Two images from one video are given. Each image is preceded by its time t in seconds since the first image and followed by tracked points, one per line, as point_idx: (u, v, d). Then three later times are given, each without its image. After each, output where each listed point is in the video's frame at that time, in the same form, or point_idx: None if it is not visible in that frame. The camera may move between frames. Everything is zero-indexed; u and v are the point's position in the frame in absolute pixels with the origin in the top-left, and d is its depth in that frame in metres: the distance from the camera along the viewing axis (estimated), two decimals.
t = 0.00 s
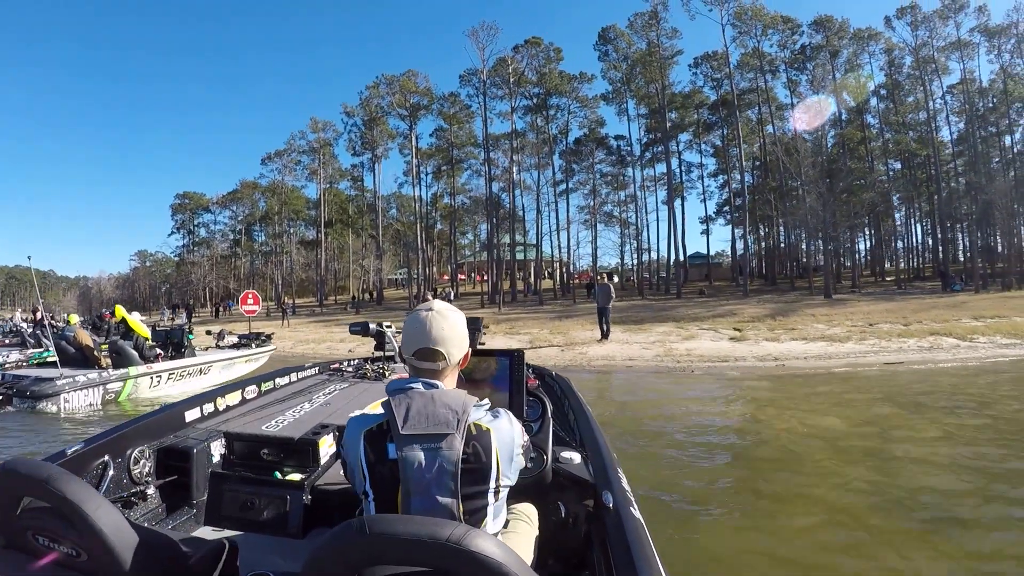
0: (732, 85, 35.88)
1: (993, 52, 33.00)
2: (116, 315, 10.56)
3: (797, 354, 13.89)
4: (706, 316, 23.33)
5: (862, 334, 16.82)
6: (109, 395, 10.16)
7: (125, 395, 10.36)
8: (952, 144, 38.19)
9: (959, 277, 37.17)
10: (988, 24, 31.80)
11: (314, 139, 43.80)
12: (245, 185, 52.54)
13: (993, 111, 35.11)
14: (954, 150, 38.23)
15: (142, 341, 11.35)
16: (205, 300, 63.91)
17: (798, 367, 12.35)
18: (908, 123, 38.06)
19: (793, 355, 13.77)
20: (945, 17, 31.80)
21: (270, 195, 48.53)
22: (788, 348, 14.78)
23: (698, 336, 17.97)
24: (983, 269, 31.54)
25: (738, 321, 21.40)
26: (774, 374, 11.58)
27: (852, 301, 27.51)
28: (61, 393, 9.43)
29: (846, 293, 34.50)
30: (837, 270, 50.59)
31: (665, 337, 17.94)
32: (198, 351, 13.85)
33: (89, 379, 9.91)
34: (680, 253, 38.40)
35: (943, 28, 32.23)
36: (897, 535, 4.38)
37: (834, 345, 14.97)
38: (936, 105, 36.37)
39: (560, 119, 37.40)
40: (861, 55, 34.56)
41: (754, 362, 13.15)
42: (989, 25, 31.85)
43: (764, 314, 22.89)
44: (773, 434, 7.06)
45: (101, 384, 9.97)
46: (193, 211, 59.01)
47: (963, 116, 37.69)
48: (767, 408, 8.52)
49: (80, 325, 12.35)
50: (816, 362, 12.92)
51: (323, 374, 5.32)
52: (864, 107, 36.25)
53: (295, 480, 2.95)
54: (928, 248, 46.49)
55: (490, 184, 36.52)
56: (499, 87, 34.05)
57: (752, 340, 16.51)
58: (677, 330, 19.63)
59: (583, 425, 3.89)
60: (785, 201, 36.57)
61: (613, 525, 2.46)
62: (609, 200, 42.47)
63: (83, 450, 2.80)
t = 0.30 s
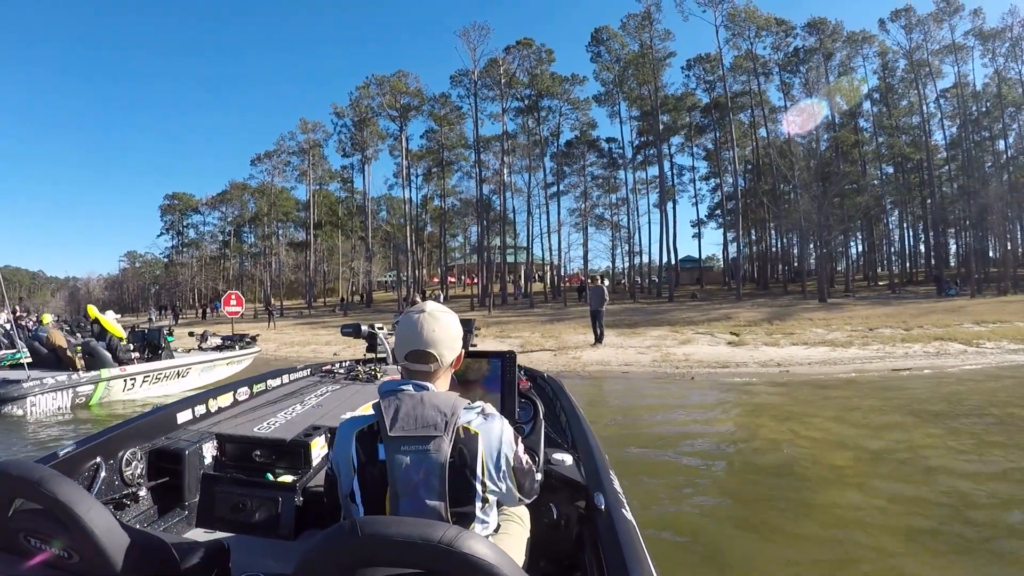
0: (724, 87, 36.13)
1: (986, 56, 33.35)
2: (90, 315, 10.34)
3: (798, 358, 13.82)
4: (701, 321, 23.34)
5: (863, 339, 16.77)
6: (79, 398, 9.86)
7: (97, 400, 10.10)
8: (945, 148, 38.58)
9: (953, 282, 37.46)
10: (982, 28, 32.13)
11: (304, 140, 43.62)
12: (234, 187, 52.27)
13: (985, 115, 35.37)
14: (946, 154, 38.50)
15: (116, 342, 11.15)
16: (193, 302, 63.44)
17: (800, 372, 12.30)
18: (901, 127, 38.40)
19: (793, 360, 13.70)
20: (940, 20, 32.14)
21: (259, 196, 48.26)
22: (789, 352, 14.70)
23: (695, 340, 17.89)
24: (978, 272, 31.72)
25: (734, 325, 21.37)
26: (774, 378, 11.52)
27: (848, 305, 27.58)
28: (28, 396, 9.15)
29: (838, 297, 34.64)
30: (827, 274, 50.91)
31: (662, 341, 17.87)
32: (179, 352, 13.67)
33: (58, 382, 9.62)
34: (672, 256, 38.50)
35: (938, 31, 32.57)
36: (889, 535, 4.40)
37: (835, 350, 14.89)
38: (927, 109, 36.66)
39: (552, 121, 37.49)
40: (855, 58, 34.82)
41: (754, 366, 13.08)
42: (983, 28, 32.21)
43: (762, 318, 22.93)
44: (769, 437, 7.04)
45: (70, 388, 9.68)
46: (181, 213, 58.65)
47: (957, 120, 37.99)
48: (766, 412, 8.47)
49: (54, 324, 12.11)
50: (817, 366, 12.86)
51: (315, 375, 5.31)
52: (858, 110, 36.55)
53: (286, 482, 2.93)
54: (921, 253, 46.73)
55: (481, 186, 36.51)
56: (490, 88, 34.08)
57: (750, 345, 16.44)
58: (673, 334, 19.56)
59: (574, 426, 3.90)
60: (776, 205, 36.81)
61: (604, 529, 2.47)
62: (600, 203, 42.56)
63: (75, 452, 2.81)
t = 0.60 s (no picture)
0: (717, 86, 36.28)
1: (981, 51, 33.62)
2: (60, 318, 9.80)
3: (805, 358, 13.57)
4: (701, 320, 23.37)
5: (869, 337, 16.54)
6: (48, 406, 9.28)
7: (68, 408, 9.58)
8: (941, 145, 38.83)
9: (951, 279, 37.67)
10: (977, 22, 32.38)
11: (296, 142, 43.49)
12: (226, 190, 52.04)
13: (980, 110, 35.52)
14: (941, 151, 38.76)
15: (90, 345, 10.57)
16: (186, 306, 63.09)
17: (807, 371, 12.06)
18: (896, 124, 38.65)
19: (800, 360, 13.44)
20: (934, 15, 32.39)
21: (251, 199, 48.05)
22: (795, 351, 14.45)
23: (697, 340, 17.66)
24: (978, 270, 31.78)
25: (735, 325, 21.20)
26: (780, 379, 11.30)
27: (847, 303, 27.68)
28: None
29: (836, 295, 34.74)
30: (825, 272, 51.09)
31: (663, 342, 17.69)
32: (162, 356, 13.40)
33: (25, 389, 8.95)
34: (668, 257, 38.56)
35: (932, 26, 32.83)
36: (884, 537, 4.41)
37: (842, 348, 14.65)
38: (921, 105, 36.85)
39: (545, 119, 37.54)
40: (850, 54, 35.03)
41: (761, 366, 12.84)
42: (977, 23, 32.49)
43: (763, 317, 22.95)
44: (768, 439, 7.01)
45: (39, 395, 9.08)
46: (173, 216, 58.38)
47: (951, 116, 38.26)
48: (770, 413, 8.36)
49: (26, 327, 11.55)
50: (825, 365, 12.62)
51: (309, 375, 5.30)
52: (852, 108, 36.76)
53: (282, 481, 2.93)
54: (918, 249, 46.82)
55: (475, 187, 36.50)
56: (483, 87, 34.10)
57: (754, 344, 16.21)
58: (674, 335, 19.40)
59: (570, 427, 3.90)
60: (770, 204, 36.95)
61: (599, 527, 2.48)
62: (595, 203, 42.63)
63: (69, 452, 2.81)
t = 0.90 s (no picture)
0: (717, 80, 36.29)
1: (983, 42, 33.62)
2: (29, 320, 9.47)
3: (825, 353, 12.77)
4: (707, 316, 23.26)
5: (885, 330, 15.97)
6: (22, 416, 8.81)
7: (44, 416, 9.11)
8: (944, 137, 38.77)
9: (958, 272, 37.52)
10: (979, 12, 32.35)
11: (295, 143, 43.50)
12: (225, 193, 52.03)
13: (983, 102, 35.46)
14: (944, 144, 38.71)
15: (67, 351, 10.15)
16: (186, 309, 63.05)
17: (830, 368, 11.21)
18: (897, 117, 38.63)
19: (819, 355, 12.59)
20: (936, 6, 32.40)
21: (251, 202, 48.05)
22: (811, 347, 13.68)
23: (705, 336, 17.29)
24: (985, 263, 31.62)
25: (742, 321, 21.11)
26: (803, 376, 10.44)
27: (855, 297, 27.57)
28: None
29: (842, 290, 34.67)
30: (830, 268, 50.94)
31: (669, 339, 17.14)
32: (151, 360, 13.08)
33: None
34: (672, 254, 38.53)
35: (934, 17, 32.89)
36: (886, 525, 4.40)
37: (859, 343, 13.92)
38: (923, 97, 36.75)
39: (544, 116, 37.58)
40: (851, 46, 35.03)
41: (777, 363, 12.03)
42: (979, 13, 32.51)
43: (771, 312, 22.84)
44: (772, 432, 6.90)
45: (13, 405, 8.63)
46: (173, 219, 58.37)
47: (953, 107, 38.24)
48: (779, 408, 8.16)
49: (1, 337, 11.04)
50: (849, 361, 11.77)
51: (309, 375, 5.30)
52: (852, 102, 36.76)
53: (282, 482, 2.94)
54: (924, 243, 46.60)
55: (475, 185, 36.47)
56: (481, 85, 34.10)
57: (766, 340, 15.50)
58: (680, 331, 19.07)
59: (570, 428, 3.89)
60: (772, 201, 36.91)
61: (600, 529, 2.48)
62: (596, 201, 42.60)
63: (70, 452, 2.81)
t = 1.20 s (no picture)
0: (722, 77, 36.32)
1: (990, 39, 33.59)
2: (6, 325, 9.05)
3: (843, 355, 12.53)
4: (715, 316, 23.18)
5: (901, 331, 15.77)
6: None
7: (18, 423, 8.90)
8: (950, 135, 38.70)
9: (963, 270, 37.43)
10: (986, 9, 32.35)
11: (296, 142, 43.53)
12: (227, 192, 52.09)
13: (989, 99, 35.43)
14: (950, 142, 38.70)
15: (43, 354, 9.74)
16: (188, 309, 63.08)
17: (851, 371, 10.96)
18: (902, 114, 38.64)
19: (836, 357, 12.37)
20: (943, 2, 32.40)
21: (253, 202, 48.10)
22: (829, 348, 13.43)
23: (714, 336, 17.14)
24: (993, 261, 31.60)
25: (752, 321, 21.01)
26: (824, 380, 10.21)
27: (863, 296, 27.48)
28: None
29: (848, 288, 34.69)
30: (834, 267, 50.87)
31: (678, 339, 16.98)
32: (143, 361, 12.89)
33: None
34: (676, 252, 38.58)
35: (941, 14, 32.90)
36: (888, 527, 4.38)
37: (876, 344, 13.67)
38: (929, 94, 36.71)
39: (546, 113, 37.61)
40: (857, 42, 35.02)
41: (794, 365, 11.80)
42: (986, 10, 32.49)
43: (780, 312, 22.74)
44: (778, 434, 6.86)
45: None
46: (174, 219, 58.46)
47: (960, 105, 38.22)
48: (790, 410, 8.07)
49: None
50: (870, 364, 11.52)
51: (309, 377, 5.31)
52: (859, 99, 36.72)
53: (281, 483, 2.93)
54: (930, 242, 46.52)
55: (478, 184, 36.48)
56: (484, 82, 34.14)
57: (780, 340, 15.26)
58: (689, 332, 18.99)
59: (569, 430, 3.88)
60: (776, 198, 36.91)
61: (600, 530, 2.47)
62: (599, 200, 42.60)
63: (70, 456, 2.82)
